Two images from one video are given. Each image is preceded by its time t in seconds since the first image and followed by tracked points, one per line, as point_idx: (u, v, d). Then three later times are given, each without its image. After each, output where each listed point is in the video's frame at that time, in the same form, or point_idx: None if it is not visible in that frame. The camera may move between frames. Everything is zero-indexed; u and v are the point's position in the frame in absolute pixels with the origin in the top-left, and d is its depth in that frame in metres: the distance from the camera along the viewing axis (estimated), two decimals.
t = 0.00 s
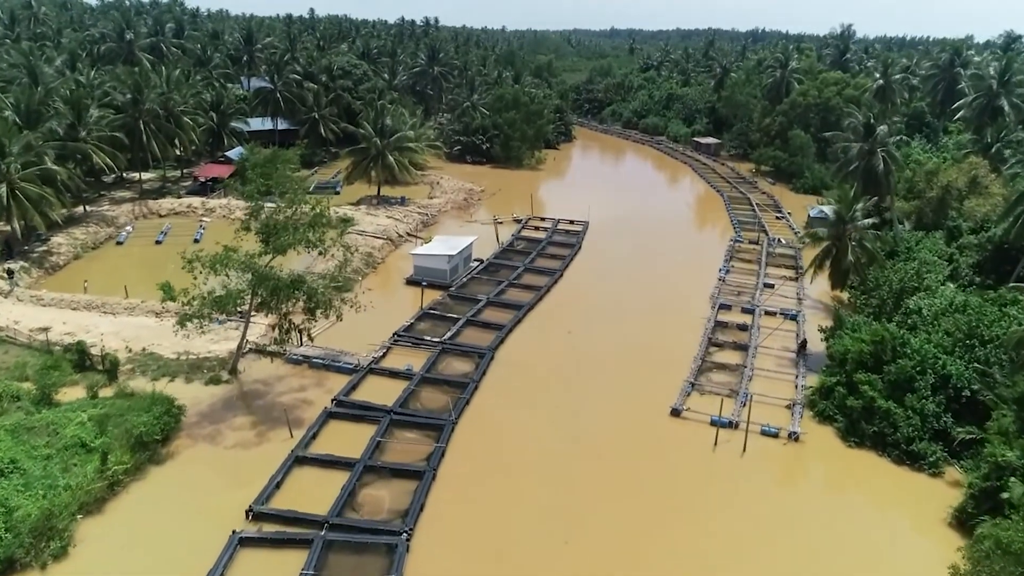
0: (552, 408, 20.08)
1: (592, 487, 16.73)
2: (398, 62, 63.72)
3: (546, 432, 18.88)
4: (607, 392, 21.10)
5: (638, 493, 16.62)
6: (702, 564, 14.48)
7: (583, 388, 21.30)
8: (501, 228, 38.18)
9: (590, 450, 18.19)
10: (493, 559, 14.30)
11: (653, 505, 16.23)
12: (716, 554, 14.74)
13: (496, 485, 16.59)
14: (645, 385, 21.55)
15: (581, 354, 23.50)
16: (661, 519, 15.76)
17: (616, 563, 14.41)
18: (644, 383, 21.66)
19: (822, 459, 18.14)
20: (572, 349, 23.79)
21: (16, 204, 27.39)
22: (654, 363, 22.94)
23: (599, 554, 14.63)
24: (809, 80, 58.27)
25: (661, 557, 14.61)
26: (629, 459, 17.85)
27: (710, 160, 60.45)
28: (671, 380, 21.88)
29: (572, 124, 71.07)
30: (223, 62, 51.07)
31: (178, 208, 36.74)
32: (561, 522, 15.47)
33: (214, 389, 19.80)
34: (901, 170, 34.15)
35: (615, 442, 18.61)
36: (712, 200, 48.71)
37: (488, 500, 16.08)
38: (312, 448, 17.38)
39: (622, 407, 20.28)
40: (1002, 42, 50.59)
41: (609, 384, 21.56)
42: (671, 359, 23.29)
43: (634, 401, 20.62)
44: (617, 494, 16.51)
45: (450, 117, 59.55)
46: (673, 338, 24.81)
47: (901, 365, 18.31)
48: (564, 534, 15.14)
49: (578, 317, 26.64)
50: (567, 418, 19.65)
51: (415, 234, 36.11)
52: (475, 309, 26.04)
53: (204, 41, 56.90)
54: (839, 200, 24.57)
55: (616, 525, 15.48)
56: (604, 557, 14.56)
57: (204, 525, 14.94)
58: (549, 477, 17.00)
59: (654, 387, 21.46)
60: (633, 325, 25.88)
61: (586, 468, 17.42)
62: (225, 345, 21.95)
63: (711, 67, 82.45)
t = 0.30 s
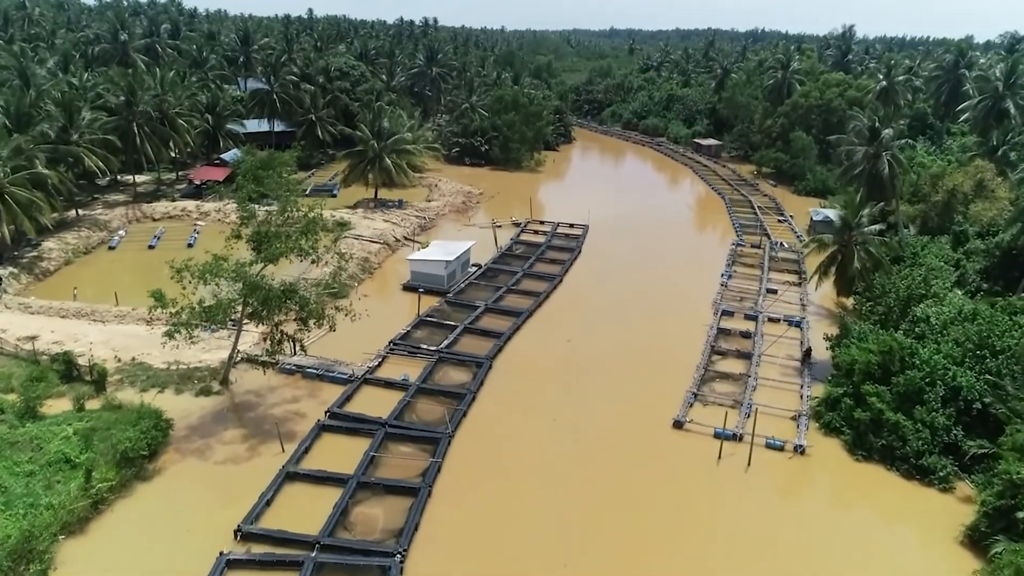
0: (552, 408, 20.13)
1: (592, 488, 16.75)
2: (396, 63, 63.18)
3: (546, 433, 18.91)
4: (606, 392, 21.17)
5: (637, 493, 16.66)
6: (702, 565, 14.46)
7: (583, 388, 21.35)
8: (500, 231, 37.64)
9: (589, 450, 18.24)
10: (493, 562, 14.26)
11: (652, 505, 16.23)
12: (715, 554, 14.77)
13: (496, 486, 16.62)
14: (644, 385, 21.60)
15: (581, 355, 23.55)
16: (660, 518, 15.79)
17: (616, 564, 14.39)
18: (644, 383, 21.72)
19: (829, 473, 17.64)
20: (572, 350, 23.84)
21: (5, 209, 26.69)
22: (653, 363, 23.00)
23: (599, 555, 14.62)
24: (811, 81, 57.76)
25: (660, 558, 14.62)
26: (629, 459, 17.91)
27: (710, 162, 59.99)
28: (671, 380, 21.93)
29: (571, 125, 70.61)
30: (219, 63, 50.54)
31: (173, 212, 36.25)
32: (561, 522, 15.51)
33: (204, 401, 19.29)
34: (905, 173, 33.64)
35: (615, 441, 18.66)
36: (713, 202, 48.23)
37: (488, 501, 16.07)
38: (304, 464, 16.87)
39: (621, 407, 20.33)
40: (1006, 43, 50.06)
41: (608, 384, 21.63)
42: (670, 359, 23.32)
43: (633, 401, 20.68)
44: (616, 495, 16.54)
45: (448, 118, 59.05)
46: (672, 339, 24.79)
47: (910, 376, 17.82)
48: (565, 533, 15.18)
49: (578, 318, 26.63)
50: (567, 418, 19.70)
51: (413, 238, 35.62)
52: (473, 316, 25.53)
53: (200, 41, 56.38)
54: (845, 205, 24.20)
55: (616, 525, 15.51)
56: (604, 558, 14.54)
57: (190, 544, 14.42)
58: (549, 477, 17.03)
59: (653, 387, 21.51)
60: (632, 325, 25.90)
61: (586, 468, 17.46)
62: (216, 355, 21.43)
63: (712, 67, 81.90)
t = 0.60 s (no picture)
0: (552, 408, 20.15)
1: (593, 488, 16.76)
2: (394, 63, 62.70)
3: (546, 433, 18.92)
4: (607, 392, 21.22)
5: (638, 493, 16.69)
6: (702, 565, 14.46)
7: (584, 388, 21.38)
8: (499, 235, 37.12)
9: (590, 449, 18.27)
10: (494, 564, 14.23)
11: (652, 506, 16.25)
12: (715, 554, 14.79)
13: (497, 487, 16.61)
14: (645, 385, 21.65)
15: (581, 355, 23.57)
16: (661, 518, 15.82)
17: (617, 564, 14.40)
18: (644, 383, 21.76)
19: (835, 487, 17.17)
20: (572, 351, 23.82)
21: None
22: (654, 364, 23.02)
23: (600, 555, 14.62)
24: (812, 82, 57.29)
25: (661, 557, 14.63)
26: (629, 459, 17.95)
27: (711, 163, 59.53)
28: (671, 381, 21.97)
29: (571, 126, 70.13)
30: (214, 64, 50.03)
31: (166, 215, 35.76)
32: (563, 522, 15.52)
33: (194, 413, 18.78)
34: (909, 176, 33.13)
35: (615, 441, 18.71)
36: (714, 204, 47.74)
37: (488, 503, 16.04)
38: (296, 480, 16.36)
39: (622, 407, 20.37)
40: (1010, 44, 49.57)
41: (609, 384, 21.69)
42: (671, 360, 23.33)
43: (633, 401, 20.71)
44: (617, 494, 16.57)
45: (446, 119, 58.55)
46: (673, 340, 24.77)
47: (919, 389, 17.33)
48: (566, 533, 15.18)
49: (578, 320, 26.57)
50: (568, 418, 19.72)
51: (410, 242, 35.12)
52: (471, 323, 25.01)
53: (195, 42, 55.88)
54: (850, 210, 23.65)
55: (618, 525, 15.52)
56: (605, 558, 14.55)
57: (176, 565, 13.90)
58: (551, 478, 17.04)
59: (653, 387, 21.56)
60: (632, 326, 25.88)
61: (587, 468, 17.49)
62: (207, 364, 20.92)
63: (712, 68, 81.35)
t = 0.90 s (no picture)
0: (552, 410, 20.21)
1: (593, 487, 16.84)
2: (393, 64, 62.28)
3: (547, 434, 19.00)
4: (607, 392, 21.34)
5: (637, 492, 16.78)
6: (702, 564, 14.52)
7: (584, 389, 21.49)
8: (497, 239, 36.60)
9: (591, 449, 18.38)
10: (494, 565, 14.25)
11: (652, 505, 16.32)
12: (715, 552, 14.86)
13: (497, 489, 16.63)
14: (644, 385, 21.78)
15: (581, 356, 23.66)
16: (661, 518, 15.89)
17: (618, 564, 14.45)
18: (644, 384, 21.88)
19: (843, 503, 16.65)
20: (572, 353, 23.85)
21: None
22: (654, 365, 23.12)
23: (600, 555, 14.69)
24: (814, 83, 56.79)
25: (661, 557, 14.68)
26: (629, 458, 18.05)
27: (711, 165, 59.02)
28: (671, 382, 22.07)
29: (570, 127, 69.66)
30: (211, 65, 49.59)
31: (160, 219, 35.27)
32: (563, 522, 15.60)
33: (184, 425, 18.29)
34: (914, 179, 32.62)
35: (615, 440, 18.82)
36: (715, 206, 47.29)
37: (489, 505, 16.06)
38: (286, 497, 15.84)
39: (622, 407, 20.47)
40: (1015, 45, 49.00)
41: (609, 384, 21.81)
42: (671, 360, 23.42)
43: (633, 402, 20.82)
44: (617, 494, 16.65)
45: (445, 121, 58.05)
46: (673, 342, 24.83)
47: (929, 402, 16.83)
48: (566, 533, 15.24)
49: (578, 322, 26.57)
50: (568, 419, 19.81)
51: (407, 246, 34.63)
52: (468, 331, 24.51)
53: (192, 43, 55.46)
54: (856, 217, 23.14)
55: (618, 524, 15.61)
56: (605, 558, 14.61)
57: None
58: (551, 477, 17.12)
59: (652, 388, 21.67)
60: (633, 328, 25.92)
61: (587, 467, 17.59)
62: (198, 375, 20.43)
63: (713, 69, 80.80)
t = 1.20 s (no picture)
0: (553, 411, 20.29)
1: (593, 486, 16.98)
2: (391, 65, 61.77)
3: (547, 434, 19.12)
4: (607, 391, 21.49)
5: (637, 491, 16.91)
6: (702, 564, 14.58)
7: (585, 389, 21.62)
8: (496, 243, 36.08)
9: (591, 448, 18.53)
10: (494, 566, 14.33)
11: (652, 505, 16.40)
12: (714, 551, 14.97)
13: (498, 490, 16.70)
14: (645, 385, 21.93)
15: (582, 356, 23.79)
16: (662, 516, 16.03)
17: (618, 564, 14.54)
18: (644, 384, 22.01)
19: (852, 520, 16.15)
20: (573, 354, 23.92)
21: None
22: (654, 365, 23.27)
23: (601, 553, 14.82)
24: (815, 85, 56.29)
25: (660, 557, 14.77)
26: (629, 457, 18.19)
27: (711, 167, 58.54)
28: (671, 382, 22.18)
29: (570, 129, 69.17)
30: (206, 67, 49.07)
31: (154, 223, 34.81)
32: (564, 520, 15.74)
33: (173, 439, 17.79)
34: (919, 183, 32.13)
35: (616, 440, 18.95)
36: (716, 208, 46.89)
37: (490, 505, 16.15)
38: (277, 515, 15.34)
39: (622, 407, 20.60)
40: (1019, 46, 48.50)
41: (609, 384, 21.95)
42: (671, 361, 23.56)
43: (633, 402, 20.92)
44: (618, 493, 16.78)
45: (443, 123, 57.56)
46: (673, 343, 24.92)
47: (939, 415, 16.33)
48: (567, 533, 15.36)
49: (578, 324, 26.58)
50: (569, 418, 19.96)
51: (404, 250, 34.14)
52: (466, 339, 24.01)
53: (187, 44, 54.97)
54: (863, 223, 22.64)
55: (619, 523, 15.74)
56: (605, 557, 14.73)
57: None
58: (552, 477, 17.25)
59: (652, 388, 21.79)
60: (634, 330, 26.01)
61: (588, 466, 17.75)
62: (188, 386, 19.92)
63: (713, 70, 80.29)
